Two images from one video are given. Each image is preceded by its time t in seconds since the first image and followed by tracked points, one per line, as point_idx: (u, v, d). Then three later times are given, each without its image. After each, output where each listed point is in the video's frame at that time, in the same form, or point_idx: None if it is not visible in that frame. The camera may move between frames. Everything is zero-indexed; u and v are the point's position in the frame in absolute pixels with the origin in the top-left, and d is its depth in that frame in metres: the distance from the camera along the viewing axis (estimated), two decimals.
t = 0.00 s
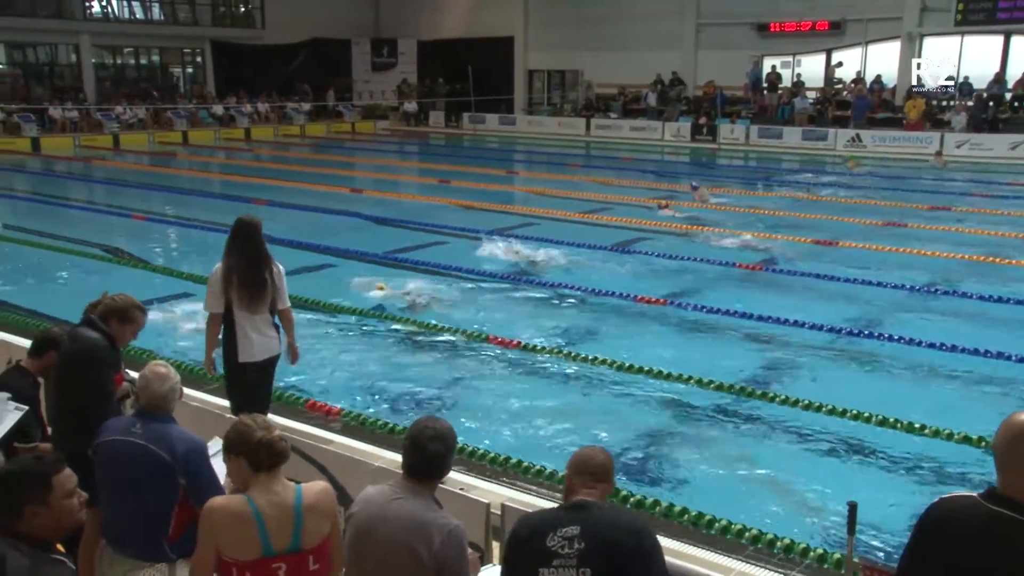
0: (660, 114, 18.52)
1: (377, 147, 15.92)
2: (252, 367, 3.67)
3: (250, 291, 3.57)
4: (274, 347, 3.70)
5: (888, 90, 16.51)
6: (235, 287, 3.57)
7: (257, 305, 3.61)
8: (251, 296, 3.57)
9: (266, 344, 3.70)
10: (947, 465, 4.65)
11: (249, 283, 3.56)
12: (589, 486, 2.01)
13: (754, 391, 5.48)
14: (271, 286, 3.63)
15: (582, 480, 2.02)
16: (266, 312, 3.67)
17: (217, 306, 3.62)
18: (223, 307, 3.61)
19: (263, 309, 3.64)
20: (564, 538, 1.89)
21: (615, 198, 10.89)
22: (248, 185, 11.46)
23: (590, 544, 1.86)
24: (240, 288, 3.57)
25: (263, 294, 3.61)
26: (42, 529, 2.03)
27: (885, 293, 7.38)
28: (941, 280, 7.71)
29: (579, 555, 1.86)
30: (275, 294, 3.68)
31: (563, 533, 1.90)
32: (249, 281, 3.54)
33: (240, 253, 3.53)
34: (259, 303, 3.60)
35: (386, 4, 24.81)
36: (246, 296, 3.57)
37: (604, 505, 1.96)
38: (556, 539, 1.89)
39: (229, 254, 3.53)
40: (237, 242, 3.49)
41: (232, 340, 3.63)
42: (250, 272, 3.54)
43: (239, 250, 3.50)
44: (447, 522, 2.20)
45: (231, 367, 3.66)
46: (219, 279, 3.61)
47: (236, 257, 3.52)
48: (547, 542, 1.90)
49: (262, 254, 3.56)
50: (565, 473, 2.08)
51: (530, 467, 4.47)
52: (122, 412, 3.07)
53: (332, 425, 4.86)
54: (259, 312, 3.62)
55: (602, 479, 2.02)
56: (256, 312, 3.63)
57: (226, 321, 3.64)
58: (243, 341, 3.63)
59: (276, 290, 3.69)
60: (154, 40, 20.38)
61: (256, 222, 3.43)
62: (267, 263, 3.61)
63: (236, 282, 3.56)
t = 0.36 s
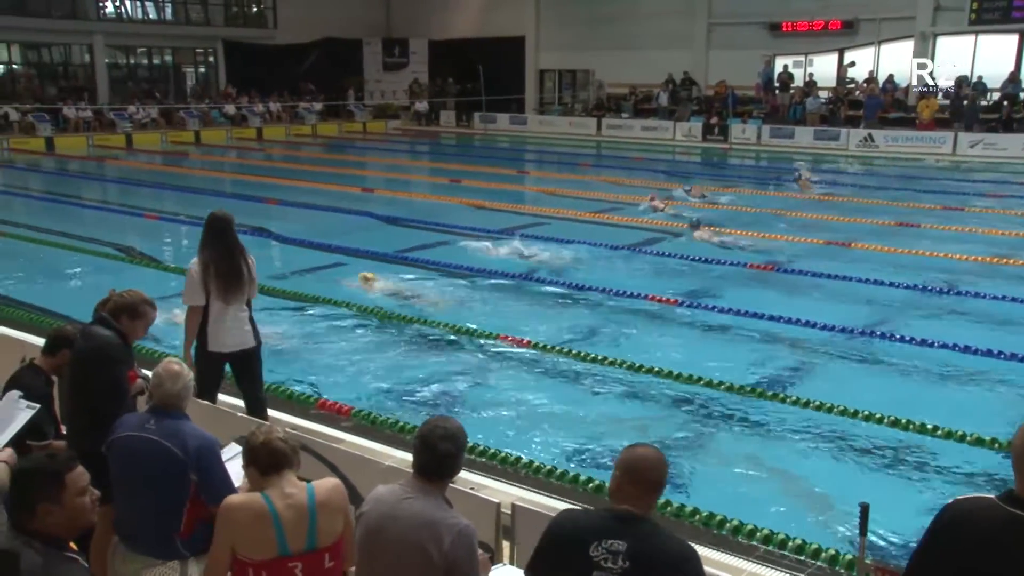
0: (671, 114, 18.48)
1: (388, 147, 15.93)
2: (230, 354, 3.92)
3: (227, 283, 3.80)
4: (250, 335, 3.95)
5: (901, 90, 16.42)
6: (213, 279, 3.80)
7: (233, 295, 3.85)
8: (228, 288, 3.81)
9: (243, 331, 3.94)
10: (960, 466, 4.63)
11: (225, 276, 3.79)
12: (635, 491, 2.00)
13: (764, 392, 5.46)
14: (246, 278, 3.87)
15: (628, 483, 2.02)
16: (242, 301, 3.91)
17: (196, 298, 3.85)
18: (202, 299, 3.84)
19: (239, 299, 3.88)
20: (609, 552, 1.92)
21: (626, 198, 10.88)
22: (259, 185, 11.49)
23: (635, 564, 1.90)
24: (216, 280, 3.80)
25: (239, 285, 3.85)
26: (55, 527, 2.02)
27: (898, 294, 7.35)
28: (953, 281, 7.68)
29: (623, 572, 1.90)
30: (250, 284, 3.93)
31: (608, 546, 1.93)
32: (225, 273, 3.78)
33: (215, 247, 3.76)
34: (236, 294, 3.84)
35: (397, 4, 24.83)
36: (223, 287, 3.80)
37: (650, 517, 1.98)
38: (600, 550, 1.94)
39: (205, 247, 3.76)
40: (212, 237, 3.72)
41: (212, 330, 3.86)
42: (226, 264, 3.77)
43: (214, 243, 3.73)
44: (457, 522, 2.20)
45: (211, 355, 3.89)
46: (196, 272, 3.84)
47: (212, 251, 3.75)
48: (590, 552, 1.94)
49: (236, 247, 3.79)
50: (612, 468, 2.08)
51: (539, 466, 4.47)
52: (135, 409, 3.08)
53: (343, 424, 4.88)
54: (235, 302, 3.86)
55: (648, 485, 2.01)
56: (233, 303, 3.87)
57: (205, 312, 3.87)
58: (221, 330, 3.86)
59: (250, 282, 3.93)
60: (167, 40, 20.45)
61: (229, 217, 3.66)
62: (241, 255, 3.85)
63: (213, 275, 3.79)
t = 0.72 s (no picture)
0: (681, 113, 18.45)
1: (399, 147, 15.93)
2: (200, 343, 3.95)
3: (195, 272, 3.82)
4: (219, 321, 3.97)
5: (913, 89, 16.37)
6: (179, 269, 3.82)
7: (200, 284, 3.87)
8: (195, 277, 3.82)
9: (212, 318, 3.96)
10: (972, 467, 4.61)
11: (192, 265, 3.81)
12: (655, 496, 2.01)
13: (774, 391, 5.45)
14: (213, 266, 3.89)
15: (648, 488, 2.03)
16: (210, 289, 3.94)
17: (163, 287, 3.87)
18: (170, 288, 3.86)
19: (207, 287, 3.90)
20: (628, 557, 1.92)
21: (636, 197, 10.86)
22: (269, 184, 11.53)
23: (655, 569, 1.90)
24: (183, 269, 3.82)
25: (205, 273, 3.87)
26: (67, 523, 2.04)
27: (909, 294, 7.33)
28: (965, 281, 7.64)
29: None
30: (218, 272, 3.95)
31: (627, 551, 1.93)
32: (192, 263, 3.79)
33: (181, 237, 3.77)
34: (203, 283, 3.86)
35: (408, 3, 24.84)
36: (189, 277, 3.82)
37: (673, 524, 1.98)
38: (620, 555, 1.93)
39: (170, 237, 3.77)
40: (177, 227, 3.72)
41: (180, 318, 3.89)
42: (192, 255, 3.79)
43: (179, 234, 3.74)
44: (466, 521, 2.21)
45: (179, 344, 3.92)
46: (163, 261, 3.85)
47: (178, 241, 3.76)
48: (610, 557, 1.94)
49: (201, 236, 3.80)
50: (632, 472, 2.09)
51: (548, 464, 4.48)
52: (148, 403, 3.09)
53: (352, 422, 4.89)
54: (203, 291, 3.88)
55: (668, 489, 2.01)
56: (201, 291, 3.89)
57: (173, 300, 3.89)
58: (189, 319, 3.89)
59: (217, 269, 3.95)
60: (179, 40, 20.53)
61: (194, 209, 3.66)
62: (208, 244, 3.86)
63: (179, 264, 3.80)
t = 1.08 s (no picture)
0: (694, 112, 18.41)
1: (412, 146, 15.94)
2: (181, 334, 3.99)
3: (176, 267, 3.88)
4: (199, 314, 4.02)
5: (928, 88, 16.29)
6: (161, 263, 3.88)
7: (182, 278, 3.93)
8: (176, 271, 3.89)
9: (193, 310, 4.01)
10: (987, 469, 4.58)
11: (174, 260, 3.87)
12: (662, 489, 2.01)
13: (787, 391, 5.44)
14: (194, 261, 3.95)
15: (655, 484, 2.03)
16: (191, 283, 3.99)
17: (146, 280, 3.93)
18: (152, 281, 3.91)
19: (189, 282, 3.96)
20: (642, 549, 1.92)
21: (649, 197, 10.83)
22: (283, 183, 11.56)
23: (669, 561, 1.89)
24: (165, 263, 3.88)
25: (187, 268, 3.93)
26: (79, 519, 2.05)
27: (923, 295, 7.28)
28: (980, 282, 7.59)
29: (657, 571, 1.90)
30: (198, 267, 4.01)
31: (640, 543, 1.93)
32: (175, 256, 3.85)
33: (164, 232, 3.84)
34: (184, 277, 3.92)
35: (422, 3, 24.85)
36: (172, 270, 3.87)
37: (682, 517, 1.99)
38: (633, 547, 1.93)
39: (155, 232, 3.85)
40: (161, 222, 3.80)
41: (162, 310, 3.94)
42: (173, 249, 3.85)
43: (162, 229, 3.82)
44: (478, 520, 2.21)
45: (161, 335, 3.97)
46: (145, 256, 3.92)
47: (161, 236, 3.83)
48: (622, 548, 1.94)
49: (184, 232, 3.88)
50: (638, 468, 2.09)
51: (559, 464, 4.48)
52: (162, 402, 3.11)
53: (364, 421, 4.90)
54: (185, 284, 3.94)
55: (674, 483, 2.01)
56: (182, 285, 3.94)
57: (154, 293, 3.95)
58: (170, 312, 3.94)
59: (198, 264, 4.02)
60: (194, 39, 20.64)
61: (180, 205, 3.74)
62: (190, 239, 3.93)
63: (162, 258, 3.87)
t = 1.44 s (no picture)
0: (704, 112, 18.38)
1: (422, 146, 15.97)
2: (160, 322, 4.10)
3: (157, 256, 3.94)
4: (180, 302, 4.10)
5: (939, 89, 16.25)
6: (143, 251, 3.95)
7: (162, 266, 3.98)
8: (157, 261, 3.94)
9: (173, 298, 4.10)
10: (998, 470, 4.56)
11: (155, 249, 3.93)
12: (671, 488, 2.01)
13: (796, 392, 5.42)
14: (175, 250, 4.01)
15: (664, 481, 2.03)
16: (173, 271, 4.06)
17: (129, 268, 4.03)
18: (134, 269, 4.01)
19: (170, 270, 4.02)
20: (652, 545, 1.92)
21: (659, 197, 10.81)
22: (292, 182, 11.59)
23: (680, 557, 1.89)
24: (146, 252, 3.95)
25: (168, 257, 3.98)
26: (91, 517, 2.03)
27: (934, 296, 7.25)
28: (991, 283, 7.56)
29: (667, 567, 1.90)
30: (179, 257, 4.06)
31: (650, 539, 1.93)
32: (156, 245, 3.91)
33: (144, 221, 3.88)
34: (165, 266, 3.97)
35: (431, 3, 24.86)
36: (152, 259, 3.94)
37: (691, 513, 1.98)
38: (643, 544, 1.93)
39: (136, 221, 3.89)
40: (142, 213, 3.84)
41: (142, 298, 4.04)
42: (154, 239, 3.91)
43: (143, 219, 3.86)
44: (486, 519, 2.21)
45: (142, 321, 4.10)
46: (129, 243, 4.00)
47: (142, 225, 3.87)
48: (632, 545, 1.94)
49: (164, 222, 3.91)
50: (646, 465, 2.08)
51: (568, 465, 4.48)
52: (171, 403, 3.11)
53: (374, 420, 4.91)
54: (166, 273, 3.99)
55: (682, 480, 2.01)
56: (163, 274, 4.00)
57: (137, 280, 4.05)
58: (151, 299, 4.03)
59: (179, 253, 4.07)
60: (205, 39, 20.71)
61: (160, 196, 3.76)
62: (171, 229, 3.97)
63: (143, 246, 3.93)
